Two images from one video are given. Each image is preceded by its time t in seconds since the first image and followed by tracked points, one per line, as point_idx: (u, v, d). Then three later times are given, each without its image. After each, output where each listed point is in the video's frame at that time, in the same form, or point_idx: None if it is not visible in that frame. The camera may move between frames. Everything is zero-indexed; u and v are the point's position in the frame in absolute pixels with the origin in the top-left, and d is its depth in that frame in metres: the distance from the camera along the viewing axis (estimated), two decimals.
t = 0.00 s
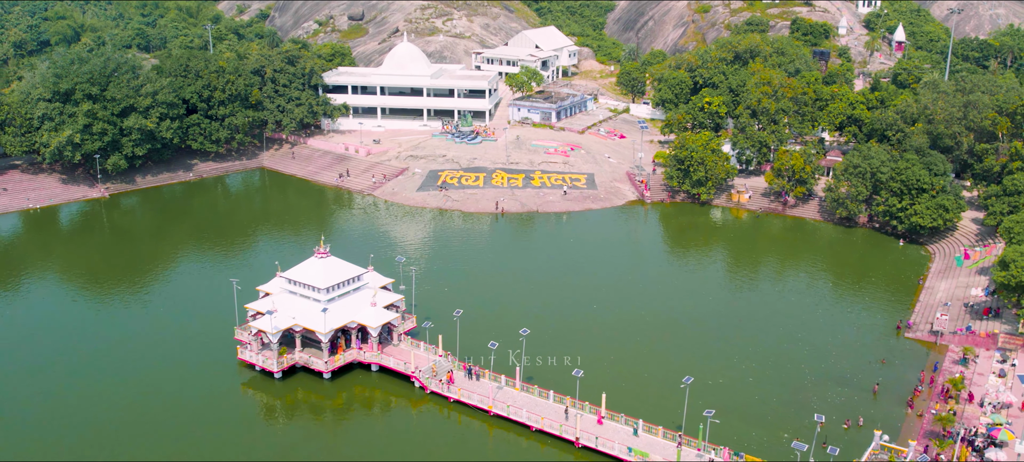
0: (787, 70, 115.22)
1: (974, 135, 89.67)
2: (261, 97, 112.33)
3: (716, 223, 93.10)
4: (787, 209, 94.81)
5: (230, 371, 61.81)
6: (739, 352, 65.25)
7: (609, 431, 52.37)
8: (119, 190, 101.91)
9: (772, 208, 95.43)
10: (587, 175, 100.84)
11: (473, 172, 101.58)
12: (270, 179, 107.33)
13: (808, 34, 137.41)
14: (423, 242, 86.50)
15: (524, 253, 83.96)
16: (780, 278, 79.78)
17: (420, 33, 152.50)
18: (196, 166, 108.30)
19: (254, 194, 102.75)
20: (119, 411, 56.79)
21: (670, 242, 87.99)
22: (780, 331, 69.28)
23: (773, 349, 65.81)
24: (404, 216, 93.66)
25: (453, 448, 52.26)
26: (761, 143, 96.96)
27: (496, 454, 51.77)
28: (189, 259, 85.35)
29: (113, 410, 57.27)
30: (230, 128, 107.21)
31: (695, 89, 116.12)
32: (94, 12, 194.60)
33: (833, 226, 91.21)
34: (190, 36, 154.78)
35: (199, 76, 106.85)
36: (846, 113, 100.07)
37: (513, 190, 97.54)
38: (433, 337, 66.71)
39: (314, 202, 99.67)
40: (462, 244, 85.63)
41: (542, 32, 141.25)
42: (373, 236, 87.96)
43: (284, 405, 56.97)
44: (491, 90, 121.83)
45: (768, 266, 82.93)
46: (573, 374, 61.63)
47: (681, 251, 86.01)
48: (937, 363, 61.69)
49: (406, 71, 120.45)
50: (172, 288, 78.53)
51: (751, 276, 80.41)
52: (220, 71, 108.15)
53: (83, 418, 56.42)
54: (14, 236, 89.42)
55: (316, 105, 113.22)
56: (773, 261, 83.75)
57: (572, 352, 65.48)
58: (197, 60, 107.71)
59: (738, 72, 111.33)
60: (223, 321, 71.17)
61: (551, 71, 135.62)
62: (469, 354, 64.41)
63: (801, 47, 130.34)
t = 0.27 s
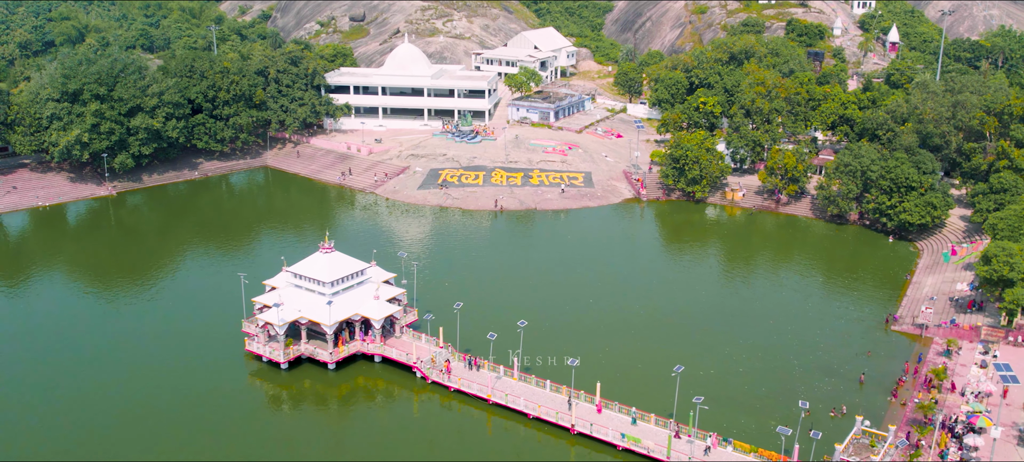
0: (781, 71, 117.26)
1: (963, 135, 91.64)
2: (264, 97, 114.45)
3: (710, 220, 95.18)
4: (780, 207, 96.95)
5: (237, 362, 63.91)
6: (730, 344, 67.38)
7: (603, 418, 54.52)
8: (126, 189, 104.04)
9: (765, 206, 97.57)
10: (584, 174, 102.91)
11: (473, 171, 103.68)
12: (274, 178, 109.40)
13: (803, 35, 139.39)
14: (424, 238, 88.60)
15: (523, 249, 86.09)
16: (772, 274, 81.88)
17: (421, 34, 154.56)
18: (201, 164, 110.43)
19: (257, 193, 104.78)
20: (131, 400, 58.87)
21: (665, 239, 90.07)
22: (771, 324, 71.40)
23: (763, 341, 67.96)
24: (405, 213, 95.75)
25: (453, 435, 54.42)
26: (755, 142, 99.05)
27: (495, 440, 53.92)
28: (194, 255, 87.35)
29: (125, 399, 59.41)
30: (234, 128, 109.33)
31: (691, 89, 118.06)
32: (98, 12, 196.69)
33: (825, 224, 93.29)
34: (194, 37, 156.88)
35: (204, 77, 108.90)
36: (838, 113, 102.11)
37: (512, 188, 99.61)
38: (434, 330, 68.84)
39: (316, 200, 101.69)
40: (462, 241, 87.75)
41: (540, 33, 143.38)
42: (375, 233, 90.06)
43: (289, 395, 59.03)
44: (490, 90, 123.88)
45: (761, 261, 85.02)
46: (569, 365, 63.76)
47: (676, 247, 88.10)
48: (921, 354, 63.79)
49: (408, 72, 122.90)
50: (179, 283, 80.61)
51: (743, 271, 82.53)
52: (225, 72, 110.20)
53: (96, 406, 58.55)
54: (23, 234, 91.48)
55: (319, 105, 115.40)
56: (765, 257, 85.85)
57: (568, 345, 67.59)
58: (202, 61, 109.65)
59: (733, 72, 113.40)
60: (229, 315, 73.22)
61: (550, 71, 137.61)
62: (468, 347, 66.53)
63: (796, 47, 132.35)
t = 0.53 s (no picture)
0: (776, 71, 119.32)
1: (952, 134, 93.72)
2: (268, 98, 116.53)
3: (704, 218, 97.30)
4: (773, 205, 99.06)
5: (244, 354, 66.05)
6: (722, 337, 69.54)
7: (598, 407, 56.71)
8: (133, 187, 106.16)
9: (759, 204, 99.67)
10: (582, 172, 105.01)
11: (473, 170, 105.78)
12: (277, 176, 111.52)
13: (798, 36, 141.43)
14: (425, 235, 90.74)
15: (521, 246, 88.24)
16: (764, 269, 84.01)
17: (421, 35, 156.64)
18: (206, 163, 112.56)
19: (261, 191, 106.88)
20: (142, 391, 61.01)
21: (660, 236, 92.16)
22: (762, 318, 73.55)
23: (753, 334, 70.11)
24: (406, 211, 97.89)
25: (454, 423, 56.60)
26: (749, 142, 101.11)
27: (494, 428, 56.10)
28: (199, 252, 89.43)
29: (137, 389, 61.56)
30: (239, 127, 111.40)
31: (687, 89, 120.23)
32: (102, 13, 198.69)
33: (817, 221, 95.40)
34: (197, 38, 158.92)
35: (208, 77, 110.89)
36: (831, 113, 104.23)
37: (511, 186, 101.72)
38: (435, 323, 70.98)
39: (318, 198, 103.80)
40: (462, 238, 89.89)
41: (539, 34, 145.58)
42: (377, 230, 92.16)
43: (296, 385, 61.17)
44: (490, 90, 125.99)
45: (754, 258, 87.14)
46: (566, 357, 65.92)
47: (671, 244, 90.22)
48: (906, 347, 65.97)
49: (409, 73, 125.58)
50: (187, 279, 82.73)
51: (736, 267, 84.67)
52: (229, 72, 112.21)
53: (109, 397, 60.71)
54: (32, 231, 93.57)
55: (321, 106, 117.49)
56: (758, 254, 87.96)
57: (564, 338, 69.81)
58: (206, 62, 111.69)
59: (728, 73, 115.49)
60: (237, 309, 75.45)
61: (549, 72, 139.61)
62: (468, 340, 68.69)
63: (791, 48, 134.41)
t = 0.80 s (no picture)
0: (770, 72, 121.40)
1: (941, 134, 95.85)
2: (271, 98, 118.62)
3: (698, 216, 99.39)
4: (767, 203, 101.18)
5: (251, 346, 68.18)
6: (714, 331, 71.64)
7: (593, 396, 58.86)
8: (139, 186, 108.28)
9: (752, 202, 101.79)
10: (579, 171, 107.16)
11: (472, 169, 107.91)
12: (280, 175, 113.61)
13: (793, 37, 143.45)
14: (426, 232, 92.88)
15: (520, 243, 90.38)
16: (756, 265, 86.14)
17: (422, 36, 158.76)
18: (210, 162, 114.67)
19: (264, 189, 108.98)
20: (153, 382, 63.11)
21: (655, 233, 94.27)
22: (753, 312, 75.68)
23: (745, 327, 72.22)
24: (407, 209, 99.99)
25: (454, 412, 58.76)
26: (743, 141, 103.23)
27: (493, 417, 58.25)
28: (204, 249, 91.51)
29: (148, 380, 63.66)
30: (243, 127, 113.48)
31: (683, 89, 122.39)
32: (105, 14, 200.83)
33: (809, 219, 97.53)
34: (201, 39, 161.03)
35: (213, 78, 112.87)
36: (823, 113, 106.43)
37: (510, 185, 103.86)
38: (436, 317, 73.14)
39: (321, 197, 105.90)
40: (462, 235, 92.01)
41: (538, 35, 147.74)
42: (379, 227, 94.30)
43: (301, 376, 63.29)
44: (489, 91, 128.16)
45: (746, 254, 89.29)
46: (563, 350, 68.08)
47: (665, 241, 92.31)
48: (892, 339, 68.12)
49: (410, 73, 127.80)
50: (193, 275, 84.81)
51: (730, 263, 86.81)
52: (234, 73, 114.18)
53: (121, 387, 62.79)
54: (41, 229, 95.65)
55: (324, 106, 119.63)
56: (751, 251, 90.08)
57: (561, 331, 71.96)
58: (211, 62, 113.70)
59: (723, 74, 117.59)
60: (243, 304, 77.60)
61: (548, 72, 141.71)
62: (468, 333, 70.84)
63: (785, 49, 136.51)
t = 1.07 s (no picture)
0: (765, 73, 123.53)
1: (931, 134, 97.94)
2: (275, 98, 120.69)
3: (693, 214, 101.45)
4: (760, 201, 103.29)
5: (258, 340, 70.30)
6: (707, 325, 73.76)
7: (588, 386, 61.00)
8: (145, 184, 110.39)
9: (746, 200, 103.88)
10: (577, 170, 109.29)
11: (472, 167, 110.05)
12: (283, 174, 115.63)
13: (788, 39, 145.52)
14: (426, 230, 95.00)
15: (518, 240, 92.52)
16: (750, 262, 88.25)
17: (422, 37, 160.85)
18: (214, 161, 116.74)
19: (268, 188, 110.96)
20: (163, 374, 65.25)
21: (650, 231, 96.33)
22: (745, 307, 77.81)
23: (737, 321, 74.35)
24: (408, 207, 102.09)
25: (454, 402, 60.91)
26: (737, 141, 105.32)
27: (492, 406, 60.42)
28: (209, 247, 93.48)
29: (158, 372, 65.80)
30: (247, 127, 115.55)
31: (680, 90, 124.50)
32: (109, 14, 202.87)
33: (802, 216, 99.63)
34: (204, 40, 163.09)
35: (218, 78, 114.92)
36: (816, 113, 108.58)
37: (509, 184, 105.99)
38: (436, 311, 75.28)
39: (323, 195, 107.91)
40: (462, 232, 94.14)
41: (537, 36, 149.85)
42: (381, 225, 96.42)
43: (306, 368, 65.41)
44: (489, 91, 130.32)
45: (740, 251, 91.39)
46: (560, 343, 70.23)
47: (660, 238, 94.41)
48: (880, 333, 70.25)
49: (411, 74, 129.90)
50: (199, 271, 86.90)
51: (723, 260, 88.94)
52: (238, 74, 116.25)
53: (132, 378, 64.91)
54: (49, 227, 97.63)
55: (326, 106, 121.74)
56: (744, 248, 92.15)
57: (558, 326, 74.13)
58: (216, 63, 115.73)
59: (718, 74, 119.71)
60: (249, 299, 79.74)
61: (547, 73, 143.82)
62: (467, 327, 72.98)
63: (780, 50, 138.63)
